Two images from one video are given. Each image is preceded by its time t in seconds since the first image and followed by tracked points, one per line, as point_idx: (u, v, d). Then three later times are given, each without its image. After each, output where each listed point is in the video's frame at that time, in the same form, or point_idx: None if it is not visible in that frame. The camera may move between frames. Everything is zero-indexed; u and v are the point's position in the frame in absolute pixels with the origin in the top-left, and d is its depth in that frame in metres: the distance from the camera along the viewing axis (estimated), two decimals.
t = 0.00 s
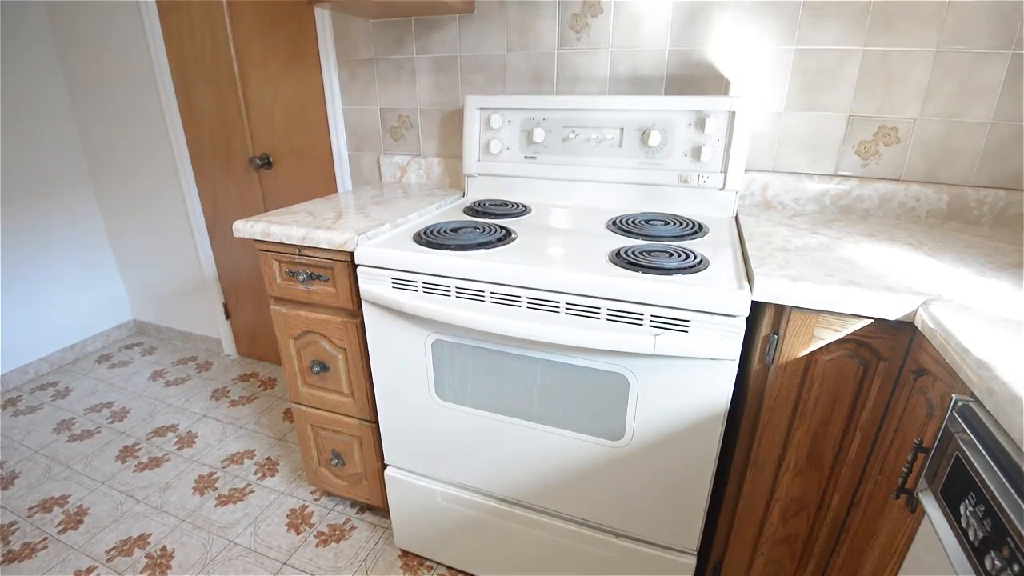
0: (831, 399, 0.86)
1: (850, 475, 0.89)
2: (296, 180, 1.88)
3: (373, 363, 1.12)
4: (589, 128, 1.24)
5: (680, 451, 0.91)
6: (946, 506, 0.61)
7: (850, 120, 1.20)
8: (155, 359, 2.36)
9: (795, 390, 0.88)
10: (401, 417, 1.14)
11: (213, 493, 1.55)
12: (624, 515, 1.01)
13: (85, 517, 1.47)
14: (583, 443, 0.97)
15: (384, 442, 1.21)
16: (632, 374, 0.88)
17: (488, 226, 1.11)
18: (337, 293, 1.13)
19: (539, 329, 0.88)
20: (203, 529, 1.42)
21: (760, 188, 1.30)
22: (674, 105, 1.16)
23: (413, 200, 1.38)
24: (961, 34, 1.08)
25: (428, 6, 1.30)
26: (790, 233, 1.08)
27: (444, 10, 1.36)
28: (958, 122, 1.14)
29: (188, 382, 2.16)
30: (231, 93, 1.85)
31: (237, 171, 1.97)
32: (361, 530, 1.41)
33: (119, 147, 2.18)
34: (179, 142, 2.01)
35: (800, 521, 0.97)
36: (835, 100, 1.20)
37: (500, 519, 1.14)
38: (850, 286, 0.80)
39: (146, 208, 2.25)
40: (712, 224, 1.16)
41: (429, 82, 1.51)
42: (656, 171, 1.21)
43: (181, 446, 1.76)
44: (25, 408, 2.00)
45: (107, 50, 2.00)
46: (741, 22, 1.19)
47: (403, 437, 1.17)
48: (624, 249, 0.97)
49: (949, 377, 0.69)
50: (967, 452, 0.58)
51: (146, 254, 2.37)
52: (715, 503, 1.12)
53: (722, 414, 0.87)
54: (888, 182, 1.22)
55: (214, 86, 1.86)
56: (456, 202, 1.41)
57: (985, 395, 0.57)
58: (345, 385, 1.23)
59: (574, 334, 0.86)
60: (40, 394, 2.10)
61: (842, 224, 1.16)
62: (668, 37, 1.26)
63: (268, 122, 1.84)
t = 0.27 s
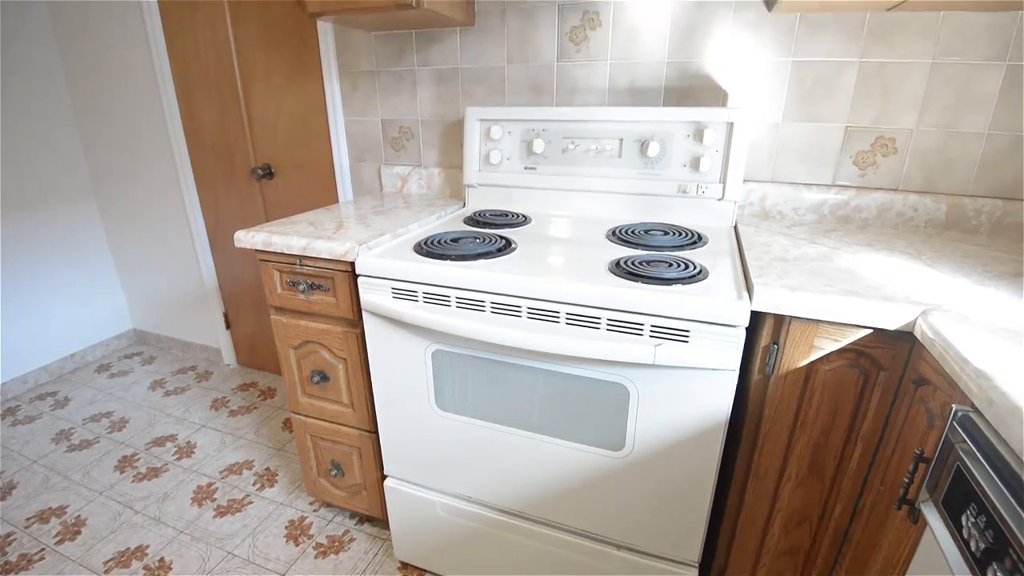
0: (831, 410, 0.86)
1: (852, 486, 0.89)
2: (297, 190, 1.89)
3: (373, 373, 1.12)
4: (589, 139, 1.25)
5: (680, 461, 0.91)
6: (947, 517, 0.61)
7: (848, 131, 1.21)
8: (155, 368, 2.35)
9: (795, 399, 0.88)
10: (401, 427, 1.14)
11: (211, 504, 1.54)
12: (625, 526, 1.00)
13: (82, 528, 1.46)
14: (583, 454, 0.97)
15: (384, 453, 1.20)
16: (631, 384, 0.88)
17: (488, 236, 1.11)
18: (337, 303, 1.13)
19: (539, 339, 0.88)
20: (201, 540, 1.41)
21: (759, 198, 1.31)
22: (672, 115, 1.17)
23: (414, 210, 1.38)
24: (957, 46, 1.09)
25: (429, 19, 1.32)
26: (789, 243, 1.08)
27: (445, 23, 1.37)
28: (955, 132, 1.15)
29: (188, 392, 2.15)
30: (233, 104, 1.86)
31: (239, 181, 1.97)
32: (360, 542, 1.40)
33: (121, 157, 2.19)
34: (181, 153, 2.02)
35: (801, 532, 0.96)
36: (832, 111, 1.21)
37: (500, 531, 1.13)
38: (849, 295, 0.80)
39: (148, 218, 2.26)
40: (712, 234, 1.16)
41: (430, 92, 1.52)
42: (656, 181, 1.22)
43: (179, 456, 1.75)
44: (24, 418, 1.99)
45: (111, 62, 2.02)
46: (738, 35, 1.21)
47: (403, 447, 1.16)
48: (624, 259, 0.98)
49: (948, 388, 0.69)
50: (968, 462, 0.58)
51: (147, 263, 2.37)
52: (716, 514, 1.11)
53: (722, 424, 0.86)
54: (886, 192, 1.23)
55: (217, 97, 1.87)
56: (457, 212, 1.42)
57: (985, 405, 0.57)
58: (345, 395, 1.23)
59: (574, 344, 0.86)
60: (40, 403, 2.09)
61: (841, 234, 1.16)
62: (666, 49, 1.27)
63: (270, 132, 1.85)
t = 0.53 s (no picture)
0: (832, 422, 0.86)
1: (853, 499, 0.89)
2: (298, 201, 1.89)
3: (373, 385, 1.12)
4: (588, 151, 1.26)
5: (681, 474, 0.91)
6: (949, 531, 0.60)
7: (845, 143, 1.22)
8: (154, 380, 2.34)
9: (795, 411, 0.88)
10: (401, 439, 1.14)
11: (209, 517, 1.53)
12: (625, 539, 1.00)
13: (79, 541, 1.45)
14: (583, 466, 0.96)
15: (384, 465, 1.20)
16: (632, 396, 0.88)
17: (488, 248, 1.12)
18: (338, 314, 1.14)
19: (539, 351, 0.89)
20: (198, 554, 1.40)
21: (758, 210, 1.32)
22: (671, 128, 1.18)
23: (414, 221, 1.39)
24: (951, 59, 1.11)
25: (430, 34, 1.34)
26: (788, 255, 1.09)
27: (446, 38, 1.39)
28: (952, 144, 1.16)
29: (187, 403, 2.15)
30: (236, 116, 1.88)
31: (241, 193, 1.98)
32: (358, 556, 1.39)
33: (124, 169, 2.20)
34: (183, 165, 2.03)
35: (803, 545, 0.96)
36: (829, 124, 1.22)
37: (500, 544, 1.12)
38: (848, 307, 0.80)
39: (149, 229, 2.27)
40: (711, 246, 1.17)
41: (431, 105, 1.54)
42: (655, 193, 1.23)
43: (178, 468, 1.74)
44: (22, 430, 1.98)
45: (115, 76, 2.05)
46: (735, 49, 1.22)
47: (403, 459, 1.16)
48: (623, 270, 0.98)
49: (948, 400, 0.69)
50: (969, 475, 0.58)
51: (148, 273, 2.38)
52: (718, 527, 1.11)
53: (723, 437, 0.86)
54: (885, 203, 1.23)
55: (219, 109, 1.89)
56: (457, 223, 1.43)
57: (984, 416, 0.57)
58: (344, 407, 1.23)
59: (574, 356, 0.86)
60: (38, 415, 2.08)
61: (839, 245, 1.17)
62: (664, 63, 1.29)
63: (272, 144, 1.87)
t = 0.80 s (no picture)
0: (833, 433, 0.86)
1: (855, 511, 0.88)
2: (299, 213, 1.90)
3: (373, 396, 1.12)
4: (588, 164, 1.27)
5: (681, 485, 0.90)
6: (951, 543, 0.60)
7: (842, 154, 1.23)
8: (153, 391, 2.34)
9: (796, 423, 0.87)
10: (401, 451, 1.13)
11: (208, 529, 1.52)
12: (627, 553, 0.99)
13: (77, 553, 1.44)
14: (584, 478, 0.96)
15: (384, 477, 1.19)
16: (632, 407, 0.88)
17: (488, 259, 1.12)
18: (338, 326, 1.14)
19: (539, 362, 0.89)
20: (196, 567, 1.38)
21: (756, 221, 1.32)
22: (670, 140, 1.19)
23: (414, 233, 1.39)
24: (946, 72, 1.12)
25: (431, 48, 1.35)
26: (787, 266, 1.09)
27: (446, 52, 1.41)
28: (949, 155, 1.16)
29: (186, 414, 2.14)
30: (238, 129, 1.89)
31: (242, 204, 1.99)
32: (357, 570, 1.38)
33: (126, 180, 2.22)
34: (185, 177, 2.05)
35: (805, 557, 0.95)
36: (826, 136, 1.23)
37: (501, 558, 1.11)
38: (847, 318, 0.80)
39: (151, 240, 2.27)
40: (710, 257, 1.17)
41: (432, 117, 1.55)
42: (654, 204, 1.24)
43: (176, 480, 1.73)
44: (20, 441, 1.97)
45: (119, 89, 2.07)
46: (732, 62, 1.24)
47: (402, 472, 1.15)
48: (623, 282, 0.98)
49: (949, 412, 0.69)
50: (970, 486, 0.57)
51: (148, 284, 2.38)
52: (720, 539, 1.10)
53: (723, 449, 0.86)
54: (883, 215, 1.24)
55: (222, 122, 1.91)
56: (457, 235, 1.43)
57: (984, 428, 0.57)
58: (344, 418, 1.22)
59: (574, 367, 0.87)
60: (36, 426, 2.07)
61: (838, 256, 1.17)
62: (662, 76, 1.30)
63: (274, 156, 1.88)
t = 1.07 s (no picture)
0: (834, 443, 0.86)
1: (857, 521, 0.88)
2: (300, 222, 1.91)
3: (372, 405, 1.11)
4: (587, 174, 1.28)
5: (682, 496, 0.90)
6: (953, 554, 0.60)
7: (840, 164, 1.24)
8: (152, 400, 2.33)
9: (796, 432, 0.87)
10: (400, 461, 1.13)
11: (206, 540, 1.51)
12: (627, 563, 0.98)
13: (74, 564, 1.43)
14: (584, 489, 0.96)
15: (383, 487, 1.19)
16: (632, 417, 0.88)
17: (488, 268, 1.13)
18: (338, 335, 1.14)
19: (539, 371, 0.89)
20: None
21: (755, 231, 1.33)
22: (669, 149, 1.20)
23: (414, 242, 1.40)
24: (942, 82, 1.13)
25: (432, 59, 1.37)
26: (787, 275, 1.09)
27: (447, 63, 1.42)
28: (946, 165, 1.17)
29: (184, 424, 2.13)
30: (239, 139, 1.90)
31: (244, 214, 2.00)
32: None
33: (128, 190, 2.23)
34: (186, 187, 2.06)
35: (807, 568, 0.95)
36: (824, 146, 1.24)
37: (500, 569, 1.10)
38: (847, 327, 0.80)
39: (151, 249, 2.28)
40: (709, 267, 1.17)
41: (432, 127, 1.56)
42: (654, 214, 1.24)
43: (175, 490, 1.73)
44: (18, 450, 1.97)
45: (122, 100, 2.09)
46: (730, 73, 1.25)
47: (402, 482, 1.15)
48: (623, 291, 0.98)
49: (949, 422, 0.69)
50: (971, 496, 0.57)
51: (148, 293, 2.38)
52: (721, 550, 1.09)
53: (724, 459, 0.86)
54: (882, 224, 1.24)
55: (223, 133, 1.92)
56: (457, 244, 1.44)
57: (984, 437, 0.57)
58: (343, 428, 1.22)
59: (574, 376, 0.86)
60: (35, 436, 2.07)
61: (837, 265, 1.18)
62: (660, 87, 1.31)
63: (275, 167, 1.89)
